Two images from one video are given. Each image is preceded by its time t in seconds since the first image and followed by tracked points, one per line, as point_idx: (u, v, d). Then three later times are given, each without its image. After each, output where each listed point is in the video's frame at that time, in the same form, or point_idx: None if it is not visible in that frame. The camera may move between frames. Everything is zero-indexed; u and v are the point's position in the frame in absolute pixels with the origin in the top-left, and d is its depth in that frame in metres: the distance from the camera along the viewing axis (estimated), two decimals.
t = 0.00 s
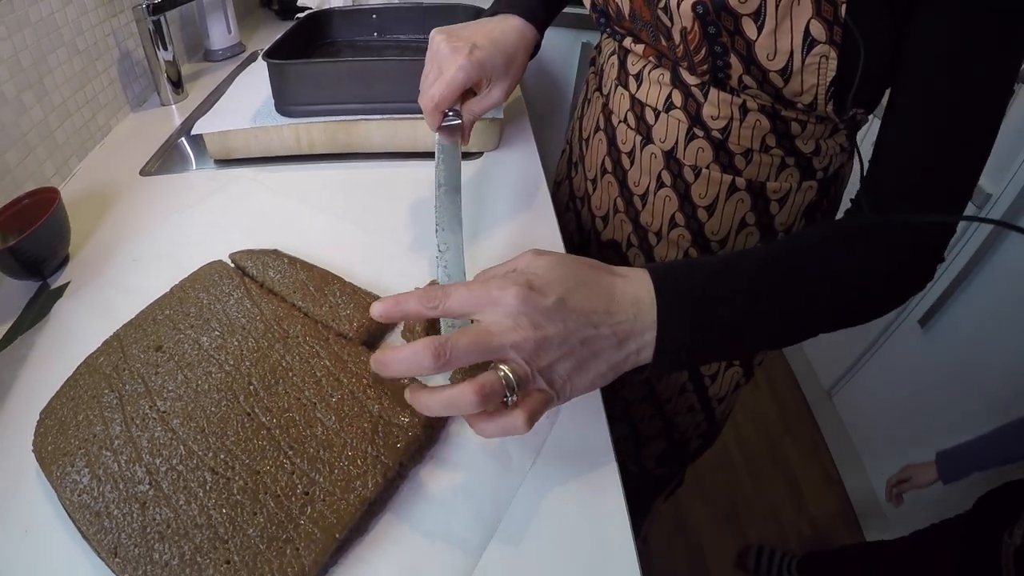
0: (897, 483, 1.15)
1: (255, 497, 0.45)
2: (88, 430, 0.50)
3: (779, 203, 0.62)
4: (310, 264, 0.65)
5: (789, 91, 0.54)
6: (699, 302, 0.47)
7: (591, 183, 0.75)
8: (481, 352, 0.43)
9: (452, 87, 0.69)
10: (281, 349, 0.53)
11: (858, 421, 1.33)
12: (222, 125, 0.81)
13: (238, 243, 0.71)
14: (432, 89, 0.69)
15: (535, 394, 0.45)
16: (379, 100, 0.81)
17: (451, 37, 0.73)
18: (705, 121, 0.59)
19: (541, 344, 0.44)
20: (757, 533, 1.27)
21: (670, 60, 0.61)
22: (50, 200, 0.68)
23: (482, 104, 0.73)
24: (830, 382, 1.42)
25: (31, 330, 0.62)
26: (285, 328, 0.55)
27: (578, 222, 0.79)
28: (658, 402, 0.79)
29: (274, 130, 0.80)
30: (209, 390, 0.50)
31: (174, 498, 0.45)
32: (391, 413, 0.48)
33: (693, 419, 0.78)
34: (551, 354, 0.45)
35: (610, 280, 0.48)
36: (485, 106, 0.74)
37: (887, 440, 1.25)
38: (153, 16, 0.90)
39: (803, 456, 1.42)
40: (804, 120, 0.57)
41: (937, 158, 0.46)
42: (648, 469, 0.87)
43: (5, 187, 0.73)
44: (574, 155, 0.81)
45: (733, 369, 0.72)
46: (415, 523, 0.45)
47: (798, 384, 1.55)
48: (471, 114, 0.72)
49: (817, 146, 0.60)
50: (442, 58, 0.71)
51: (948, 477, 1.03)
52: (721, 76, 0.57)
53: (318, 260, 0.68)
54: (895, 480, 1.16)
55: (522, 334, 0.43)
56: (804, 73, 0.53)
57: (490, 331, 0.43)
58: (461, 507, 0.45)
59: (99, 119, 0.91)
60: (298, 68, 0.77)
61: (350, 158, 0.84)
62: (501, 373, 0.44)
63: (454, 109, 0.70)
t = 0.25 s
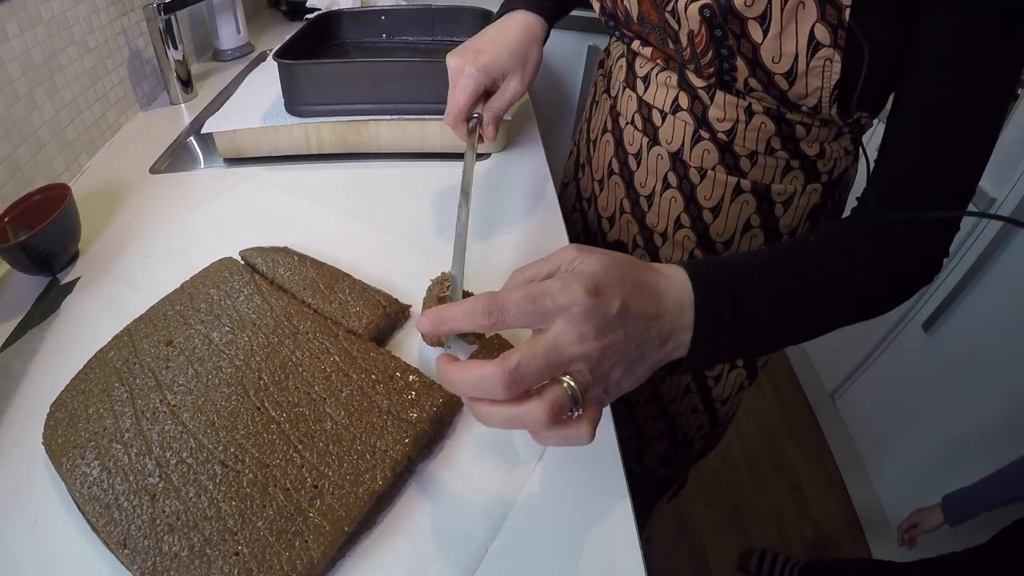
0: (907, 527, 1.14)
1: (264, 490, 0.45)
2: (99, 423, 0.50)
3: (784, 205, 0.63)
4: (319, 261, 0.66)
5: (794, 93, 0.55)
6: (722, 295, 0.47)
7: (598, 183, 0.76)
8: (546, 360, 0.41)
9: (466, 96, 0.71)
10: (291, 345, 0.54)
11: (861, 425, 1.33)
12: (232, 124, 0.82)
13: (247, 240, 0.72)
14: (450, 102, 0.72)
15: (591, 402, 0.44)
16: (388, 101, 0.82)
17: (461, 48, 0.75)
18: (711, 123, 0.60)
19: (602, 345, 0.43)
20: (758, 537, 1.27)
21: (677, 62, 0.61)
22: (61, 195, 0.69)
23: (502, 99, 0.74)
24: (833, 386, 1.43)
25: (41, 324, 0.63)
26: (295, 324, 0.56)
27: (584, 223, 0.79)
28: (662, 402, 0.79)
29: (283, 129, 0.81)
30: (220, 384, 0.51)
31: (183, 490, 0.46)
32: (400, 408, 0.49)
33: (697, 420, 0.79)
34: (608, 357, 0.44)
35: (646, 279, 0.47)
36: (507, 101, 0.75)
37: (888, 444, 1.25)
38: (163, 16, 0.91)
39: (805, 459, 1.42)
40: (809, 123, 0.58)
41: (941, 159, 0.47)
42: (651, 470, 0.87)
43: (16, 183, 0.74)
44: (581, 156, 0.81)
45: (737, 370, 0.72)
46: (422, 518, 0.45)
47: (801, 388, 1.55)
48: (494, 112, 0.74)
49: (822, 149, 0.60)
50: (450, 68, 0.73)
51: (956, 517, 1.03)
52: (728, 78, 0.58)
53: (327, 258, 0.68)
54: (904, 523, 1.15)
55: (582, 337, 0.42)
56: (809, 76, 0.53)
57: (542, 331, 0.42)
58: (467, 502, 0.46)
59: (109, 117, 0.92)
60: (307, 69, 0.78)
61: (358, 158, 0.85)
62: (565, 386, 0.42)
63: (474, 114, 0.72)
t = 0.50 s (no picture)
0: (900, 486, 1.14)
1: (261, 484, 0.45)
2: (97, 417, 0.50)
3: (783, 202, 0.63)
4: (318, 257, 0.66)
5: (794, 90, 0.55)
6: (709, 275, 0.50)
7: (598, 180, 0.76)
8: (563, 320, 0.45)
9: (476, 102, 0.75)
10: (289, 339, 0.54)
11: (861, 424, 1.33)
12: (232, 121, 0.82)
13: (246, 237, 0.72)
14: (467, 110, 0.77)
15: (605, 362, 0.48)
16: (388, 98, 0.82)
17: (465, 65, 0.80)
18: (711, 119, 0.60)
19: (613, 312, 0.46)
20: (758, 536, 1.27)
21: (677, 59, 0.61)
22: (61, 191, 0.69)
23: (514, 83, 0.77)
24: (832, 386, 1.43)
25: (39, 320, 0.63)
26: (293, 319, 0.56)
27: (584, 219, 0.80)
28: (662, 399, 0.79)
29: (283, 127, 0.81)
30: (218, 379, 0.51)
31: (181, 484, 0.46)
32: (397, 402, 0.49)
33: (696, 418, 0.78)
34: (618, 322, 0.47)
35: (647, 255, 0.50)
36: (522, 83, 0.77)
37: (889, 443, 1.25)
38: (164, 14, 0.91)
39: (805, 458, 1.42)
40: (808, 119, 0.58)
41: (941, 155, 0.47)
42: (651, 468, 0.87)
43: (15, 180, 0.74)
44: (581, 153, 0.82)
45: (736, 367, 0.72)
46: (420, 511, 0.45)
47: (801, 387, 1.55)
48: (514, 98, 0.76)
49: (821, 145, 0.60)
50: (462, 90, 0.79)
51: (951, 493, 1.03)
52: (728, 74, 0.58)
53: (327, 254, 0.68)
54: (898, 483, 1.15)
55: (595, 302, 0.45)
56: (808, 72, 0.53)
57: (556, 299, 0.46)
58: (465, 495, 0.46)
59: (108, 115, 0.92)
60: (308, 65, 0.78)
61: (357, 155, 0.85)
62: (581, 342, 0.46)
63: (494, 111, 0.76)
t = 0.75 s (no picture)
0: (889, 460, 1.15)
1: (259, 476, 0.45)
2: (96, 411, 0.50)
3: (781, 197, 0.63)
4: (317, 253, 0.66)
5: (792, 86, 0.55)
6: (707, 263, 0.52)
7: (597, 176, 0.76)
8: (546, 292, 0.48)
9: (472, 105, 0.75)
10: (288, 334, 0.54)
11: (861, 423, 1.33)
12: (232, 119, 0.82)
13: (246, 233, 0.72)
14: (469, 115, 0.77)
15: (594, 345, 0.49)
16: (388, 95, 0.82)
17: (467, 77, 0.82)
18: (710, 115, 0.60)
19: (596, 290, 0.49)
20: (758, 534, 1.27)
21: (676, 55, 0.62)
22: (61, 188, 0.69)
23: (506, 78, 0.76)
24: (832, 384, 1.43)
25: (40, 316, 0.63)
26: (292, 314, 0.56)
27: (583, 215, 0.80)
28: (661, 395, 0.79)
29: (283, 124, 0.81)
30: (217, 373, 0.51)
31: (179, 477, 0.46)
32: (395, 395, 0.49)
33: (695, 414, 0.78)
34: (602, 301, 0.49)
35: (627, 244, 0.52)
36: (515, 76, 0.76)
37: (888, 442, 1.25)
38: (164, 12, 0.91)
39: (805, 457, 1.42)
40: (806, 116, 0.58)
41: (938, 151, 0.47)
42: (650, 465, 0.87)
43: (16, 177, 0.74)
44: (581, 150, 0.82)
45: (735, 363, 0.72)
46: (417, 503, 0.45)
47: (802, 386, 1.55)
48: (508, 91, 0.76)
49: (819, 141, 0.60)
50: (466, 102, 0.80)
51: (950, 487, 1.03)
52: (726, 71, 0.58)
53: (326, 250, 0.68)
54: (888, 457, 1.16)
55: (577, 281, 0.48)
56: (806, 68, 0.53)
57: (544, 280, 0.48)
58: (463, 488, 0.46)
59: (109, 113, 0.92)
60: (308, 63, 0.78)
61: (357, 152, 0.85)
62: (569, 313, 0.47)
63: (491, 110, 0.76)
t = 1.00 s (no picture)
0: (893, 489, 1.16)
1: (260, 475, 0.45)
2: (96, 408, 0.50)
3: (786, 197, 0.62)
4: (320, 250, 0.66)
5: (797, 85, 0.55)
6: (711, 263, 0.51)
7: (601, 175, 0.76)
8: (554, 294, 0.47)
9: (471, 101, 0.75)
10: (290, 331, 0.54)
11: (863, 425, 1.32)
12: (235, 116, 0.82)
13: (248, 230, 0.71)
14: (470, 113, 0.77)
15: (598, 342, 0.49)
16: (390, 93, 0.82)
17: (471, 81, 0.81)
18: (715, 114, 0.59)
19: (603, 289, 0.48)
20: (760, 536, 1.26)
21: (682, 54, 0.61)
22: (64, 184, 0.69)
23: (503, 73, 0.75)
24: (834, 386, 1.42)
25: (41, 312, 0.63)
26: (293, 312, 0.56)
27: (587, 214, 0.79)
28: (664, 395, 0.79)
29: (285, 121, 0.81)
30: (218, 370, 0.51)
31: (180, 474, 0.46)
32: (397, 394, 0.49)
33: (698, 414, 0.78)
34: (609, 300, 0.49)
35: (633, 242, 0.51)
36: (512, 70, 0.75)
37: (891, 444, 1.24)
38: (167, 10, 0.91)
39: (807, 459, 1.42)
40: (812, 115, 0.58)
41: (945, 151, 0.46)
42: (652, 465, 0.87)
43: (18, 174, 0.74)
44: (584, 148, 0.81)
45: (738, 363, 0.72)
46: (419, 503, 0.45)
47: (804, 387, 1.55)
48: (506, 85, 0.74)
49: (825, 141, 0.60)
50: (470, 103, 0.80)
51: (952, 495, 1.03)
52: (732, 70, 0.57)
53: (328, 248, 0.68)
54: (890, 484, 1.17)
55: (586, 280, 0.48)
56: (812, 67, 0.53)
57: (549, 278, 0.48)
58: (465, 488, 0.46)
59: (111, 110, 0.92)
60: (311, 61, 0.78)
61: (359, 150, 0.85)
62: (575, 316, 0.47)
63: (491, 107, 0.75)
